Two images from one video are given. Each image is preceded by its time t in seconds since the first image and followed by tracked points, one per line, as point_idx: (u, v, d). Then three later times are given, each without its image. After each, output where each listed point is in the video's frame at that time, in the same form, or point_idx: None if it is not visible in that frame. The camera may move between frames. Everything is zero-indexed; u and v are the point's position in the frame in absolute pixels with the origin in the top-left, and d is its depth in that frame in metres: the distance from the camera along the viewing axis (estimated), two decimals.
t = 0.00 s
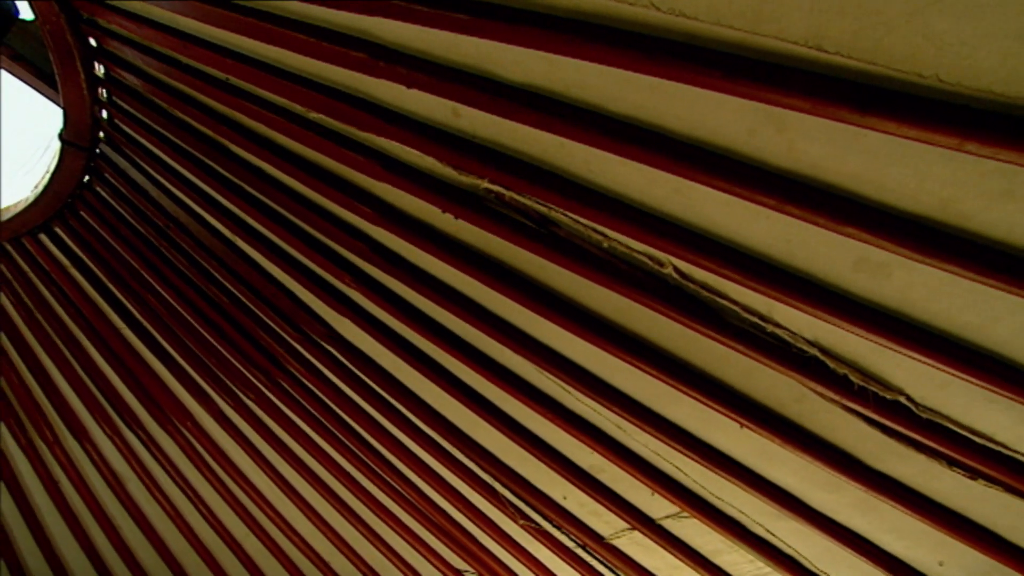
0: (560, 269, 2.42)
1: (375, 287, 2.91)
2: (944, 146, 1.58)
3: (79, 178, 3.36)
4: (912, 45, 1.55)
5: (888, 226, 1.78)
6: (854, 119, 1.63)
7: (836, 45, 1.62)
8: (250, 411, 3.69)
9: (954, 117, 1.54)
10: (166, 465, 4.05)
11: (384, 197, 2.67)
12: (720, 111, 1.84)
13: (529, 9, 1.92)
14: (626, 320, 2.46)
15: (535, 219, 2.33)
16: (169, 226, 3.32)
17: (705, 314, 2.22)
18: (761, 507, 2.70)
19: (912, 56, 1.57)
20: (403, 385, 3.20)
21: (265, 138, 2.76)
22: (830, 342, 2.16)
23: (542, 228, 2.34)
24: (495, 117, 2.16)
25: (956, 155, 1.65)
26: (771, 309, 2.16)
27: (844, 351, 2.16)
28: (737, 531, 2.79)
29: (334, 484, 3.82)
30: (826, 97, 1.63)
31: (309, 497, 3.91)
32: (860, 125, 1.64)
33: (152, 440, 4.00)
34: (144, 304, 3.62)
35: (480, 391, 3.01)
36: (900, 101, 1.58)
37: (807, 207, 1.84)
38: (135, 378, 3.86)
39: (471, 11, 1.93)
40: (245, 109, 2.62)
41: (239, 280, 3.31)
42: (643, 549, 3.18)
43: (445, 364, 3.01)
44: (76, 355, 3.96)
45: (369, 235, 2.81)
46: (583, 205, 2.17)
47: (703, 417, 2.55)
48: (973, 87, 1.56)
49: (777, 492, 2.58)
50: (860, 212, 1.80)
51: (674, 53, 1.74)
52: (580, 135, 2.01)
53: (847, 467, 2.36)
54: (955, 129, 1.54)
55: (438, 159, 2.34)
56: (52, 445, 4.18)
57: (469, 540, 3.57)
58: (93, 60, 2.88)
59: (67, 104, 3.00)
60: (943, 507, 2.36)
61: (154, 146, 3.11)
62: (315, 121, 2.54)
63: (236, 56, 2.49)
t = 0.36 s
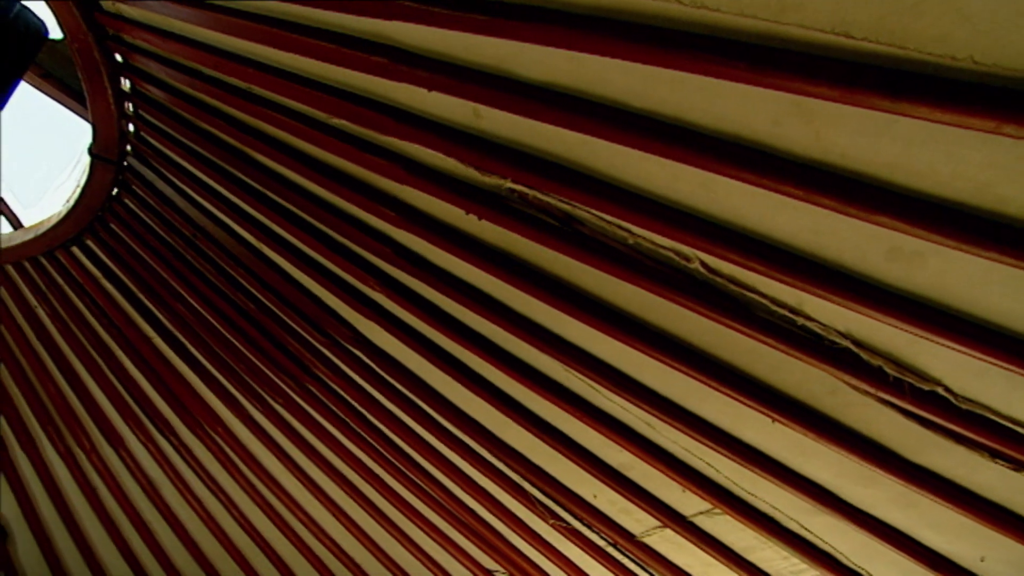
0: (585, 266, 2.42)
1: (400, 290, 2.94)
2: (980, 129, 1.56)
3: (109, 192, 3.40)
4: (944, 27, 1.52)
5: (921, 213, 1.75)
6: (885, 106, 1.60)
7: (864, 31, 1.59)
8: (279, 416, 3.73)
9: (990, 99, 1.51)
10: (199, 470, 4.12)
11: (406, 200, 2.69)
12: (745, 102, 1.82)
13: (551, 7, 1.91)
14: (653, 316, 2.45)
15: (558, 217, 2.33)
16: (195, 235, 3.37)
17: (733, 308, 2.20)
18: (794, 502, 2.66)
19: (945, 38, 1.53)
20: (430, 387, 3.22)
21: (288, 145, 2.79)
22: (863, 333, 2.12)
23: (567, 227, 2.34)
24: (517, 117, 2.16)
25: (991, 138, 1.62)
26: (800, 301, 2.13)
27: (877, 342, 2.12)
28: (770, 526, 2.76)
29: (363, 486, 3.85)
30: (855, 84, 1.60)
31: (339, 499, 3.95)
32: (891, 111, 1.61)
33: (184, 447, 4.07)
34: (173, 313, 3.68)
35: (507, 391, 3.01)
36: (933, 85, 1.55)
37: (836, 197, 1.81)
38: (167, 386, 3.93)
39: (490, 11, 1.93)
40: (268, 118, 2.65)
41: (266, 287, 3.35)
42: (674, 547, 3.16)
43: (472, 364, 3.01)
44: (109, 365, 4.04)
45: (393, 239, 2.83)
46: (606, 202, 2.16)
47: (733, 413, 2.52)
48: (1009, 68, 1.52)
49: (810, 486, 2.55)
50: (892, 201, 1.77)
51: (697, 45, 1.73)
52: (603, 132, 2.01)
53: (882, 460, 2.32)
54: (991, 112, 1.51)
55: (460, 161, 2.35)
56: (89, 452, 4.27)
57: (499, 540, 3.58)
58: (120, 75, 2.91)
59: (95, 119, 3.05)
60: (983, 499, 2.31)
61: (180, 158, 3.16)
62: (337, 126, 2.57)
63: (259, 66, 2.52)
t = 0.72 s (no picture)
0: (612, 263, 2.41)
1: (426, 292, 2.95)
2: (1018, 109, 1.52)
3: (138, 205, 3.45)
4: (977, 7, 1.49)
5: (958, 198, 1.72)
6: (917, 90, 1.57)
7: (895, 14, 1.56)
8: (310, 421, 3.78)
9: None
10: (233, 475, 4.17)
11: (430, 203, 2.70)
12: (771, 92, 1.80)
13: (571, 4, 1.90)
14: (681, 312, 2.43)
15: (584, 215, 2.33)
16: (223, 244, 3.41)
17: (764, 301, 2.18)
18: (830, 497, 2.62)
19: (981, 19, 1.50)
20: (458, 388, 3.23)
21: (313, 152, 2.82)
22: (898, 323, 2.08)
23: (592, 224, 2.34)
24: (541, 116, 2.16)
25: None
26: (832, 292, 2.10)
27: (914, 332, 2.07)
28: (806, 521, 2.72)
29: (395, 489, 3.87)
30: (886, 70, 1.57)
31: (371, 502, 3.98)
32: (924, 95, 1.58)
33: (218, 453, 4.13)
34: (203, 322, 3.74)
35: (536, 390, 3.01)
36: (968, 67, 1.52)
37: (869, 185, 1.78)
38: (199, 394, 3.99)
39: (511, 11, 1.93)
40: (293, 126, 2.68)
41: (294, 293, 3.39)
42: (708, 544, 3.13)
43: (500, 365, 3.02)
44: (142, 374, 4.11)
45: (418, 242, 2.85)
46: (632, 198, 2.15)
47: (766, 407, 2.49)
48: None
49: (846, 480, 2.51)
50: (927, 187, 1.74)
51: (721, 37, 1.71)
52: (627, 128, 1.99)
53: (921, 452, 2.28)
54: None
55: (484, 162, 2.35)
56: (126, 459, 4.34)
57: (531, 540, 3.58)
58: (146, 89, 2.94)
59: (124, 134, 3.09)
60: None
61: (207, 169, 3.21)
62: (361, 131, 2.59)
63: (282, 75, 2.55)
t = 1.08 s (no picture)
0: (639, 259, 2.39)
1: (453, 294, 2.96)
2: None
3: (167, 216, 3.52)
4: None
5: (997, 182, 1.68)
6: (951, 72, 1.54)
7: None
8: (341, 425, 3.81)
9: None
10: (267, 480, 4.23)
11: (455, 205, 2.71)
12: (798, 81, 1.78)
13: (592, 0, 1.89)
14: (711, 307, 2.41)
15: (609, 212, 2.31)
16: (251, 252, 3.46)
17: (796, 294, 2.15)
18: (869, 491, 2.57)
19: None
20: (487, 389, 3.24)
21: (337, 158, 2.84)
22: (936, 312, 2.03)
23: (617, 220, 2.32)
24: (564, 114, 2.16)
25: None
26: (866, 282, 2.06)
27: (953, 321, 2.03)
28: (844, 516, 2.68)
29: (426, 491, 3.89)
30: (919, 53, 1.54)
31: (403, 504, 4.00)
32: (960, 77, 1.54)
33: (251, 458, 4.19)
34: (233, 330, 3.79)
35: (565, 389, 3.01)
36: (1005, 46, 1.48)
37: (904, 171, 1.74)
38: (231, 400, 4.05)
39: (532, 10, 1.92)
40: (317, 133, 2.71)
41: (322, 299, 3.43)
42: (743, 540, 3.10)
43: (528, 364, 3.02)
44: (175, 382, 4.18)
45: (443, 243, 2.86)
46: (657, 193, 2.14)
47: (799, 400, 2.46)
48: None
49: (884, 473, 2.47)
50: (965, 171, 1.70)
51: (746, 27, 1.69)
52: (652, 123, 1.98)
53: (962, 442, 2.23)
54: None
55: (509, 162, 2.36)
56: (162, 466, 4.42)
57: (563, 539, 3.57)
58: (172, 102, 3.00)
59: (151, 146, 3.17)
60: None
61: (233, 178, 3.26)
62: (384, 136, 2.60)
63: (304, 83, 2.58)
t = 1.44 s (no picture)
0: (666, 254, 2.37)
1: (479, 295, 2.97)
2: None
3: (194, 225, 3.57)
4: None
5: None
6: (988, 53, 1.50)
7: None
8: (369, 428, 3.85)
9: None
10: (299, 484, 4.28)
11: (478, 206, 2.72)
12: (826, 68, 1.75)
13: None
14: (739, 300, 2.39)
15: (634, 208, 2.31)
16: (277, 259, 3.50)
17: (827, 284, 2.13)
18: (907, 484, 2.53)
19: None
20: (514, 388, 3.24)
21: (360, 163, 2.87)
22: (973, 300, 2.00)
23: (643, 216, 2.31)
24: (587, 111, 2.15)
25: None
26: (900, 271, 2.02)
27: (992, 308, 1.99)
28: (880, 510, 2.63)
29: (455, 492, 3.91)
30: (953, 35, 1.50)
31: (431, 504, 4.03)
32: (997, 58, 1.51)
33: (281, 462, 4.25)
34: (260, 335, 3.84)
35: (593, 387, 3.00)
36: None
37: (939, 157, 1.71)
38: (260, 406, 4.11)
39: (552, 8, 1.92)
40: (340, 139, 2.73)
41: (347, 303, 3.46)
42: (777, 536, 3.07)
43: (556, 363, 3.02)
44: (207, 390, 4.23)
45: (467, 245, 2.87)
46: (683, 187, 2.12)
47: (833, 393, 2.42)
48: None
49: (921, 465, 2.42)
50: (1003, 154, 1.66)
51: (771, 16, 1.67)
52: (677, 117, 1.96)
53: (1003, 432, 2.18)
54: None
55: (532, 161, 2.36)
56: (196, 472, 4.49)
57: (594, 538, 3.56)
58: (197, 113, 3.04)
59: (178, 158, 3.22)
60: None
61: (258, 186, 3.29)
62: (407, 139, 2.62)
63: (326, 90, 2.60)
